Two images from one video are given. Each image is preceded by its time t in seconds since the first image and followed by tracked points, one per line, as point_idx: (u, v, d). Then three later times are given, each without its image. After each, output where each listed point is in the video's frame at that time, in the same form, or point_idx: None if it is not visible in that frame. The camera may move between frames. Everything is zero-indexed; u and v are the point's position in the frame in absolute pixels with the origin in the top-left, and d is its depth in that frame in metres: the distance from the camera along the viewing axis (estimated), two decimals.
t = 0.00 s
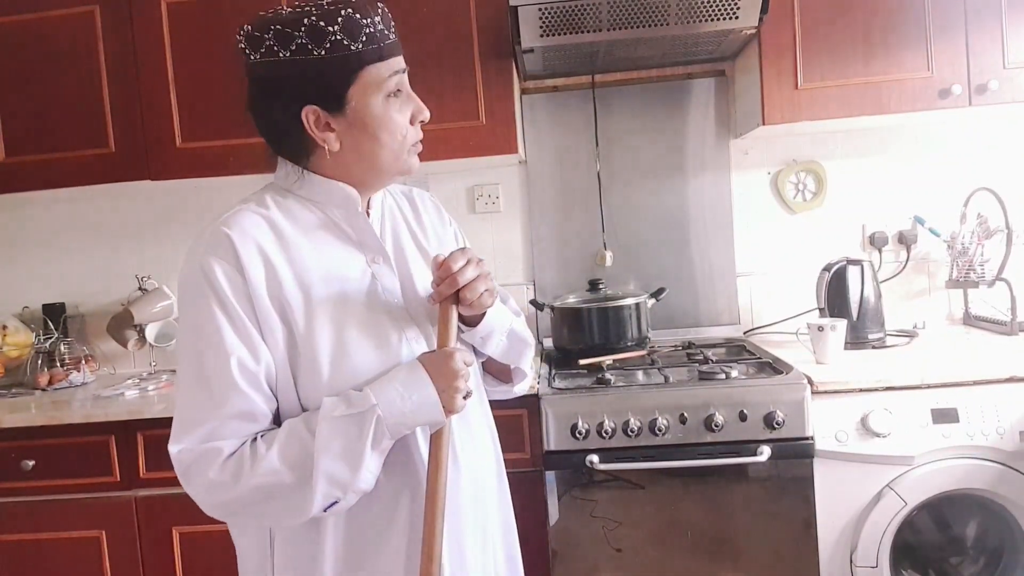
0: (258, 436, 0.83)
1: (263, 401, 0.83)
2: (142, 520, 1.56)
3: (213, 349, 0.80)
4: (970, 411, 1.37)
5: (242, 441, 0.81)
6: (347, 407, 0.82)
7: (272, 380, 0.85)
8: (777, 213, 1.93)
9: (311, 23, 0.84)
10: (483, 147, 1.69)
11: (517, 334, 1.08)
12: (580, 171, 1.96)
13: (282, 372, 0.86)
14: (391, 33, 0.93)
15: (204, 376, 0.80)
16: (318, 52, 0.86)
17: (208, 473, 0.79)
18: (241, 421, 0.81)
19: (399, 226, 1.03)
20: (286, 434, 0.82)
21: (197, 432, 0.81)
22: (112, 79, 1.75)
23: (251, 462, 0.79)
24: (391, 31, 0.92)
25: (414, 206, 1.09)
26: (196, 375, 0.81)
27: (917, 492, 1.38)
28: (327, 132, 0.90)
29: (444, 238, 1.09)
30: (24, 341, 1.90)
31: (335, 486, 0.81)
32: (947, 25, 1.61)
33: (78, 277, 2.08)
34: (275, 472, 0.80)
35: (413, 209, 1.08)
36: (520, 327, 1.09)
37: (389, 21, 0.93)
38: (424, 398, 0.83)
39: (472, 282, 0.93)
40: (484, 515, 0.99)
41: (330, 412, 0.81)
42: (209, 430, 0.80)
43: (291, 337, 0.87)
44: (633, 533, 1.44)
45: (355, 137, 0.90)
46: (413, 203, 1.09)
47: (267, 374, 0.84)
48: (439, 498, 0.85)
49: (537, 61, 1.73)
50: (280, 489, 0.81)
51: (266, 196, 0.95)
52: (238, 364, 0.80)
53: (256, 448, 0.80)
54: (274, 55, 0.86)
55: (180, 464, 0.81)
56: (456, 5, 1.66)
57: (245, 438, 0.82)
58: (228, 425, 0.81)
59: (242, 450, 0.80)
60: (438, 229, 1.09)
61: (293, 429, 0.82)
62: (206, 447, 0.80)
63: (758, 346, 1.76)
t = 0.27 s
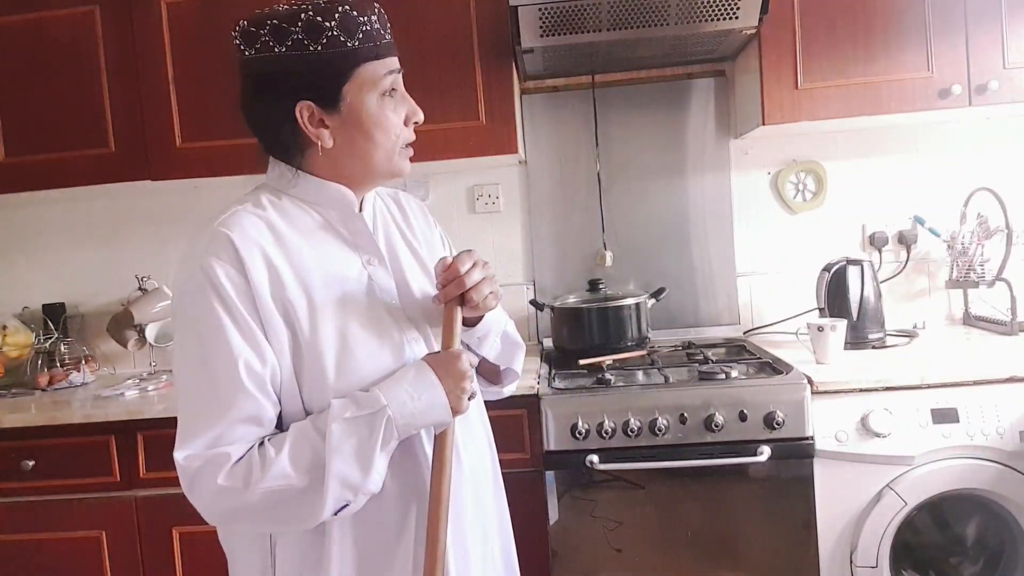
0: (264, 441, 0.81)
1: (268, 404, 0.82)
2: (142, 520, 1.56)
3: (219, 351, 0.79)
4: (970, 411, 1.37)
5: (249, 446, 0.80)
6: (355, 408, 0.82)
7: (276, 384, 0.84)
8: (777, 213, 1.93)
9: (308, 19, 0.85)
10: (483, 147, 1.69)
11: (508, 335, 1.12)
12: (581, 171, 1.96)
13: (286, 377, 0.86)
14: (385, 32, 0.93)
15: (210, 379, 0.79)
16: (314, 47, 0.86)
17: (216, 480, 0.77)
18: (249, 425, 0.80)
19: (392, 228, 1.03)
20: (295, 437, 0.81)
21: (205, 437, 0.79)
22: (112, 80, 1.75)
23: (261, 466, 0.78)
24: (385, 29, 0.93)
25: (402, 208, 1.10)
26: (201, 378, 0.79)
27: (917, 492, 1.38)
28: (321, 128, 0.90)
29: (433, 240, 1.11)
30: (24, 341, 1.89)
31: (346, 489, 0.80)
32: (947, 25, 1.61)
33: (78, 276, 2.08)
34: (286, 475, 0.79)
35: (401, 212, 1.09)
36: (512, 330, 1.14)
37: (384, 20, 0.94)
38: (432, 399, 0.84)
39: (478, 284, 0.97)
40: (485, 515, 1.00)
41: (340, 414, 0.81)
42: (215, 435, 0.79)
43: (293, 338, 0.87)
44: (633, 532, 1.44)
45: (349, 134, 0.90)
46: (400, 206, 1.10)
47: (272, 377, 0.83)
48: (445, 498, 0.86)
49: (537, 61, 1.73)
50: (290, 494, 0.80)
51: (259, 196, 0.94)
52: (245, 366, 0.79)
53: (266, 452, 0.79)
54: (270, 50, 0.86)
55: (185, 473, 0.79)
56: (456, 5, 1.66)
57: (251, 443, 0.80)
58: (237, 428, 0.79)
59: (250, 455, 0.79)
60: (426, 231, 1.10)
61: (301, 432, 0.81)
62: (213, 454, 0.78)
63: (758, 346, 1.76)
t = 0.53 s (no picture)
0: (262, 443, 0.81)
1: (266, 406, 0.82)
2: (142, 520, 1.56)
3: (216, 353, 0.79)
4: (970, 411, 1.37)
5: (247, 449, 0.80)
6: (354, 410, 0.82)
7: (274, 387, 0.84)
8: (777, 213, 1.93)
9: (308, 16, 0.85)
10: (483, 147, 1.69)
11: (503, 335, 1.13)
12: (581, 171, 1.96)
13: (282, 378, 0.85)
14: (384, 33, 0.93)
15: (208, 382, 0.78)
16: (313, 45, 0.86)
17: (215, 484, 0.77)
18: (247, 427, 0.80)
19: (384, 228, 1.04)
20: (294, 439, 0.81)
21: (203, 440, 0.78)
22: (112, 80, 1.75)
23: (261, 469, 0.78)
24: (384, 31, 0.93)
25: (393, 209, 1.11)
26: (199, 381, 0.79)
27: (917, 491, 1.38)
28: (316, 126, 0.90)
29: (424, 241, 1.11)
30: (24, 341, 1.89)
31: (346, 490, 0.80)
32: (947, 25, 1.61)
33: (78, 276, 2.08)
34: (286, 478, 0.78)
35: (393, 213, 1.09)
36: (506, 331, 1.14)
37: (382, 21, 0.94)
38: (431, 400, 0.84)
39: (475, 284, 0.98)
40: (481, 516, 1.00)
41: (339, 415, 0.81)
42: (213, 437, 0.78)
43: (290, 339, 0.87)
44: (633, 532, 1.44)
45: (345, 135, 0.91)
46: (391, 207, 1.11)
47: (270, 379, 0.83)
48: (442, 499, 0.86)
49: (537, 61, 1.73)
50: (289, 497, 0.80)
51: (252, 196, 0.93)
52: (243, 368, 0.79)
53: (265, 454, 0.79)
54: (267, 46, 0.86)
55: (183, 477, 0.79)
56: (456, 5, 1.66)
57: (248, 446, 0.80)
58: (235, 431, 0.79)
59: (249, 458, 0.79)
60: (417, 232, 1.11)
61: (300, 434, 0.81)
62: (211, 457, 0.78)
63: (758, 346, 1.76)
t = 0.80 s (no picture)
0: (260, 446, 0.81)
1: (264, 409, 0.82)
2: (142, 520, 1.56)
3: (213, 357, 0.78)
4: (970, 411, 1.37)
5: (246, 453, 0.80)
6: (353, 412, 0.82)
7: (272, 390, 0.84)
8: (777, 213, 1.93)
9: (310, 12, 0.85)
10: (483, 147, 1.69)
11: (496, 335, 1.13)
12: (581, 171, 1.96)
13: (279, 380, 0.85)
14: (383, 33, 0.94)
15: (206, 386, 0.78)
16: (314, 41, 0.86)
17: (214, 488, 0.77)
18: (246, 431, 0.79)
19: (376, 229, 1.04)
20: (293, 441, 0.81)
21: (202, 445, 0.78)
22: (112, 80, 1.75)
23: (261, 473, 0.78)
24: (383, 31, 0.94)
25: (385, 210, 1.11)
26: (197, 384, 0.79)
27: (917, 491, 1.38)
28: (314, 123, 0.90)
29: (416, 242, 1.12)
30: (24, 341, 1.89)
31: (346, 493, 0.80)
32: (947, 25, 1.61)
33: (78, 276, 2.08)
34: (285, 481, 0.78)
35: (385, 214, 1.10)
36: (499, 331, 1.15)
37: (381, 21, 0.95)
38: (431, 401, 0.84)
39: (473, 283, 0.98)
40: (474, 517, 1.01)
41: (338, 417, 0.81)
42: (212, 442, 0.78)
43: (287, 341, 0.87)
44: (633, 532, 1.44)
45: (343, 133, 0.91)
46: (382, 208, 1.11)
47: (268, 382, 0.83)
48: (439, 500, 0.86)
49: (537, 61, 1.73)
50: (290, 500, 0.80)
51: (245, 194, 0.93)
52: (242, 372, 0.79)
53: (264, 458, 0.79)
54: (266, 41, 0.85)
55: (181, 482, 0.78)
56: (456, 5, 1.66)
57: (246, 450, 0.80)
58: (234, 435, 0.79)
59: (248, 461, 0.79)
60: (408, 233, 1.11)
61: (299, 437, 0.81)
62: (210, 462, 0.77)
63: (758, 346, 1.76)
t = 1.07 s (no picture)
0: (288, 446, 0.80)
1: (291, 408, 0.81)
2: (142, 521, 1.56)
3: (248, 355, 0.77)
4: (970, 411, 1.37)
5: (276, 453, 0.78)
6: (378, 411, 0.84)
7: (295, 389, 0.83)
8: (777, 213, 1.93)
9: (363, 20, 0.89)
10: (483, 147, 1.69)
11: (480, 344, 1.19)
12: (581, 171, 1.96)
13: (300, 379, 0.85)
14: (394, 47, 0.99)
15: (242, 384, 0.76)
16: (362, 47, 0.89)
17: (249, 490, 0.74)
18: (279, 430, 0.78)
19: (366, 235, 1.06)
20: (322, 440, 0.81)
21: (240, 444, 0.75)
22: (112, 80, 1.75)
23: (296, 472, 0.77)
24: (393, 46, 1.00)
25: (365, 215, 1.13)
26: (233, 382, 0.76)
27: (917, 491, 1.38)
28: (355, 124, 0.92)
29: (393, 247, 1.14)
30: (24, 341, 1.89)
31: (372, 491, 0.81)
32: (947, 25, 1.61)
33: (78, 276, 2.08)
34: (318, 480, 0.78)
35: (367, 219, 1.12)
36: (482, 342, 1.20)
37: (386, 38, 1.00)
38: (449, 400, 0.89)
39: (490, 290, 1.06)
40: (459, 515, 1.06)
41: (365, 416, 0.83)
42: (248, 441, 0.76)
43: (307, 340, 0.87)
44: (633, 533, 1.44)
45: (374, 137, 0.94)
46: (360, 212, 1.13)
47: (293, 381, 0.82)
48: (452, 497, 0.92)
49: (537, 61, 1.73)
50: (319, 498, 0.79)
51: (254, 192, 0.91)
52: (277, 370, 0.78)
53: (296, 456, 0.78)
54: (316, 39, 0.86)
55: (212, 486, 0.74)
56: (456, 5, 1.66)
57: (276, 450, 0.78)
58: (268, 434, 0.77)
59: (280, 459, 0.77)
60: (387, 238, 1.13)
61: (328, 436, 0.82)
62: (245, 462, 0.75)
63: (758, 346, 1.76)
